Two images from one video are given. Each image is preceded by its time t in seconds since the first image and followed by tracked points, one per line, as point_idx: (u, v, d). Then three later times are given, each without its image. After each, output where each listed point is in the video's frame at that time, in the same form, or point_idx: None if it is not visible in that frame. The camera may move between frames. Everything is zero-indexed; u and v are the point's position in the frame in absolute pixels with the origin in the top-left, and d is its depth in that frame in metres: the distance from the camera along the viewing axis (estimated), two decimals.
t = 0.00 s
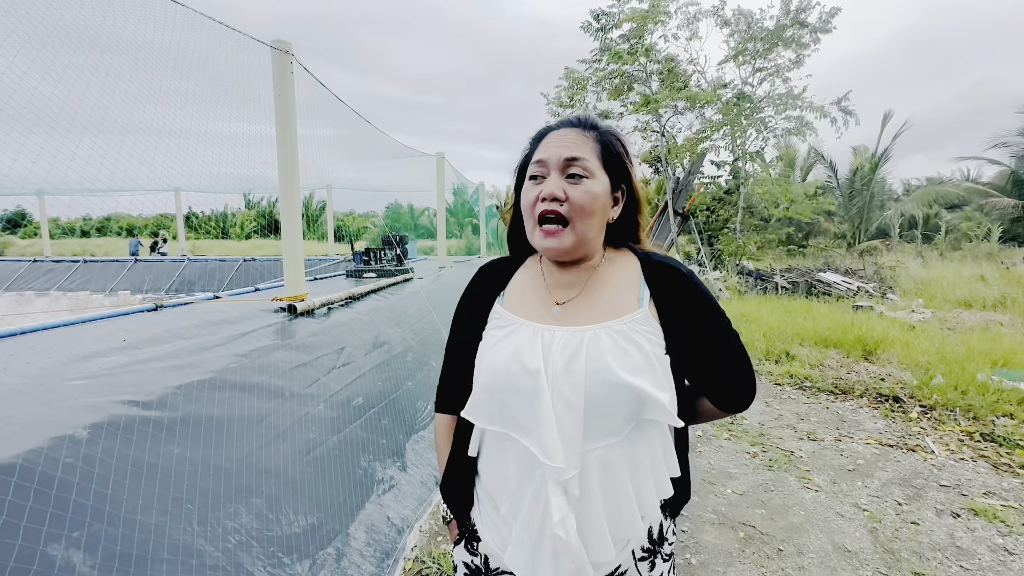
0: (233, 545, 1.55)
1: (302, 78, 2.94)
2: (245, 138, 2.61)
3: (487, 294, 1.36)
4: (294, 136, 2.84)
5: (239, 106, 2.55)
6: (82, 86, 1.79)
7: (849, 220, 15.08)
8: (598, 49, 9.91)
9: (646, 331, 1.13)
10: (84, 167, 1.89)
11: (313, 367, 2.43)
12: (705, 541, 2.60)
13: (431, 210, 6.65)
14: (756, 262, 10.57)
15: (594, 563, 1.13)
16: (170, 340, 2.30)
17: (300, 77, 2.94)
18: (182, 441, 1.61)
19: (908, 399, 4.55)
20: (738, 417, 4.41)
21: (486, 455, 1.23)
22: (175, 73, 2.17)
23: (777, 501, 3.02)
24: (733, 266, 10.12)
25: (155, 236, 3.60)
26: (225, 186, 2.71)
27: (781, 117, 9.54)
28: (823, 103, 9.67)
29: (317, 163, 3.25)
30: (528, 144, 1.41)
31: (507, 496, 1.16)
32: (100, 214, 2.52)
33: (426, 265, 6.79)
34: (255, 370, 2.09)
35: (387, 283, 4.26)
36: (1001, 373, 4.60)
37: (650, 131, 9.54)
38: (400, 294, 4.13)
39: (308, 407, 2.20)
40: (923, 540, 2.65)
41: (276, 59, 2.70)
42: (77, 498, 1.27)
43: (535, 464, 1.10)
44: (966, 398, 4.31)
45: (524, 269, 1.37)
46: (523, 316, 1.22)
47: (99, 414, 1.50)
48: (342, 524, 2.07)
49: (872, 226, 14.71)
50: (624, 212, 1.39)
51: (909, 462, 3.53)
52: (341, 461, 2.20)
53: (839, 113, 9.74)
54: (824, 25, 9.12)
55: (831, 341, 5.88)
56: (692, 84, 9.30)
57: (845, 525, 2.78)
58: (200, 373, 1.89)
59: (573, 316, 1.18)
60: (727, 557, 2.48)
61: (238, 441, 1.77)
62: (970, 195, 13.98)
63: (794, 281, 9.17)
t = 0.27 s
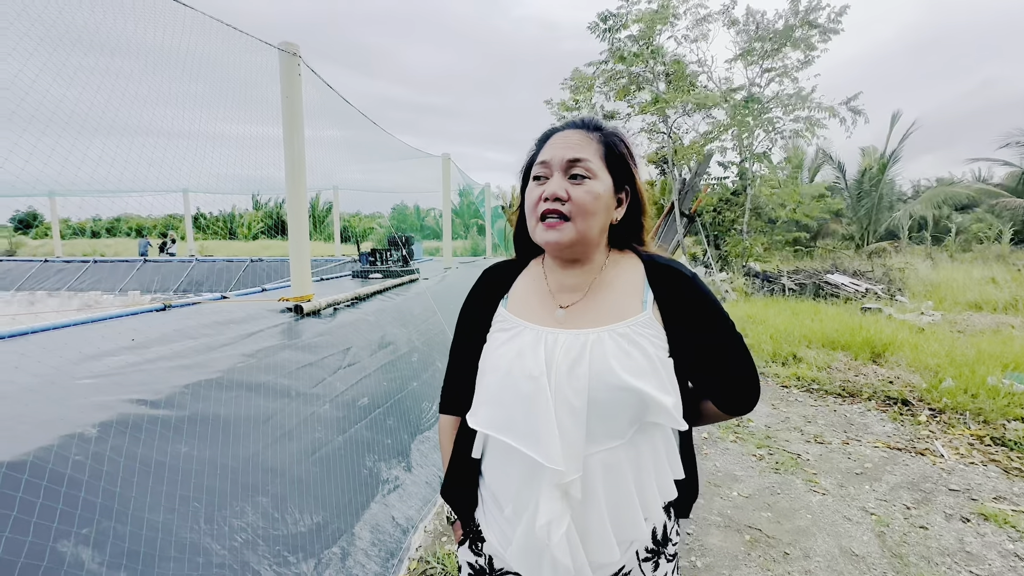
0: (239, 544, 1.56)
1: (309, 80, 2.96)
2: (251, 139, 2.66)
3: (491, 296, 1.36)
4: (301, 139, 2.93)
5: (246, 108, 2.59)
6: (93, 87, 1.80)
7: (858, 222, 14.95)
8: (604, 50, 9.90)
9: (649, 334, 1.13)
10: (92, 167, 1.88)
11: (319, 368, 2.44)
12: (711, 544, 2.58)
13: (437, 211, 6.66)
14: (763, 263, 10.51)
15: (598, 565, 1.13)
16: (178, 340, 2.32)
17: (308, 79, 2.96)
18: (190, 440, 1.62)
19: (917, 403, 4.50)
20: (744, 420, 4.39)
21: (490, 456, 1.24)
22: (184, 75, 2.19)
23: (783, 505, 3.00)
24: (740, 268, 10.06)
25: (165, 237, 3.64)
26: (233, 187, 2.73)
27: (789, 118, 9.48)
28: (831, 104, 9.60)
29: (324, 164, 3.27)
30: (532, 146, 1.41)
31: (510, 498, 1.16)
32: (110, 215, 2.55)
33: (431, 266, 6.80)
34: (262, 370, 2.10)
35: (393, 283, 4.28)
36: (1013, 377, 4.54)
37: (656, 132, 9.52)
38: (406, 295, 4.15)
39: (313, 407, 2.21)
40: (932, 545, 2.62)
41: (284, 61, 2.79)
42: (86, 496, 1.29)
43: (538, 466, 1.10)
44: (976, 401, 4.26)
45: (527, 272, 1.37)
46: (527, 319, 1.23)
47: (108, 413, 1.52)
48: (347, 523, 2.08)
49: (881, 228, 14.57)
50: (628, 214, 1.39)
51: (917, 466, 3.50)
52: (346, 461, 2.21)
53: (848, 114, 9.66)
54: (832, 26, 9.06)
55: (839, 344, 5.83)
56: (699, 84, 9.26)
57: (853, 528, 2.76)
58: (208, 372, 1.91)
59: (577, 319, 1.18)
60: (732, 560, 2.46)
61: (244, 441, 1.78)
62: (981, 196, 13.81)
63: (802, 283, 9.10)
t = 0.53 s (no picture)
0: (244, 542, 1.57)
1: (315, 81, 2.97)
2: (259, 140, 2.66)
3: (492, 297, 1.37)
4: (306, 140, 2.86)
5: (254, 109, 2.59)
6: (104, 88, 1.83)
7: (865, 222, 14.84)
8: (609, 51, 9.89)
9: (648, 335, 1.13)
10: (96, 167, 1.92)
11: (324, 367, 2.45)
12: (715, 545, 2.58)
13: (442, 211, 6.67)
14: (769, 264, 10.46)
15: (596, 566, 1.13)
16: (184, 339, 2.34)
17: (313, 80, 2.97)
18: (195, 439, 1.64)
19: (924, 405, 4.47)
20: (749, 421, 4.37)
21: (489, 456, 1.24)
22: (193, 76, 2.21)
23: (788, 506, 2.98)
24: (745, 269, 10.01)
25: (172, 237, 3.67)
26: (238, 187, 2.75)
27: (795, 118, 9.43)
28: (837, 103, 9.54)
29: (329, 164, 3.28)
30: (533, 147, 1.41)
31: (509, 498, 1.16)
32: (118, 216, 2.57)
33: (436, 266, 6.81)
34: (267, 369, 2.12)
35: (398, 284, 4.29)
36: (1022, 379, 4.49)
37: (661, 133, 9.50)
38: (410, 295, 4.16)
39: (318, 406, 2.22)
40: (939, 548, 2.60)
41: (290, 62, 2.74)
42: (94, 493, 1.30)
43: (536, 466, 1.10)
44: (985, 404, 4.22)
45: (528, 272, 1.37)
46: (527, 319, 1.23)
47: (115, 411, 1.53)
48: (351, 522, 2.09)
49: (888, 228, 14.46)
50: (630, 214, 1.39)
51: (925, 469, 3.47)
52: (350, 460, 2.22)
53: (854, 114, 9.60)
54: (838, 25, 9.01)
55: (845, 345, 5.79)
56: (704, 85, 9.24)
57: (858, 531, 2.74)
58: (213, 372, 1.92)
59: (576, 320, 1.18)
60: (736, 562, 2.45)
61: (249, 440, 1.79)
62: (990, 197, 13.68)
63: (808, 284, 9.05)
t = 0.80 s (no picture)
0: (248, 540, 1.57)
1: (319, 82, 2.98)
2: (263, 141, 2.68)
3: (491, 296, 1.37)
4: (310, 140, 2.92)
5: (258, 110, 2.61)
6: (109, 89, 1.84)
7: (870, 222, 14.77)
8: (612, 51, 9.88)
9: (645, 335, 1.12)
10: (102, 168, 1.93)
11: (327, 367, 2.46)
12: (718, 546, 2.57)
13: (445, 211, 6.68)
14: (773, 264, 10.42)
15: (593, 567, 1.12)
16: (188, 339, 2.35)
17: (317, 80, 2.98)
18: (200, 437, 1.65)
19: (929, 406, 4.44)
20: (753, 422, 4.35)
21: (487, 457, 1.24)
22: (198, 77, 2.22)
23: (792, 508, 2.97)
24: (749, 269, 9.98)
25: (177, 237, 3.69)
26: (243, 187, 2.77)
27: (799, 117, 9.40)
28: (841, 103, 9.50)
29: (333, 164, 3.29)
30: (534, 146, 1.41)
31: (506, 498, 1.16)
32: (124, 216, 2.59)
33: (439, 266, 6.83)
34: (271, 369, 2.12)
35: (401, 284, 4.29)
36: None
37: (664, 133, 9.48)
38: (413, 295, 4.17)
39: (321, 406, 2.23)
40: (944, 550, 2.58)
41: (294, 62, 2.80)
42: (98, 492, 1.31)
43: (532, 467, 1.10)
44: (991, 405, 4.19)
45: (527, 272, 1.37)
46: (524, 319, 1.23)
47: (120, 410, 1.54)
48: (354, 522, 2.09)
49: (893, 228, 14.38)
50: (629, 214, 1.38)
51: (930, 470, 3.45)
52: (354, 460, 2.23)
53: (859, 113, 9.57)
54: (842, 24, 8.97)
55: (850, 346, 5.76)
56: (707, 84, 9.22)
57: (863, 533, 2.72)
58: (217, 371, 1.93)
59: (573, 320, 1.17)
60: (740, 563, 2.44)
61: (253, 439, 1.80)
62: (996, 196, 13.58)
63: (812, 284, 9.01)
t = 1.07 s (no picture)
0: (250, 540, 1.58)
1: (320, 81, 2.98)
2: (265, 141, 2.68)
3: (489, 296, 1.37)
4: (312, 140, 2.93)
5: (260, 109, 2.61)
6: (112, 90, 1.84)
7: (873, 222, 14.73)
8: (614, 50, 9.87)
9: (642, 334, 1.12)
10: (106, 168, 1.93)
11: (329, 367, 2.46)
12: (721, 547, 2.56)
13: (447, 211, 6.68)
14: (775, 264, 10.40)
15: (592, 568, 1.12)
16: (191, 339, 2.36)
17: (319, 80, 2.98)
18: (202, 437, 1.65)
19: (932, 406, 4.43)
20: (755, 422, 4.34)
21: (485, 457, 1.24)
22: (200, 77, 2.22)
23: (795, 508, 2.96)
24: (751, 269, 9.96)
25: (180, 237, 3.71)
26: (245, 188, 2.77)
27: (801, 117, 9.37)
28: (844, 102, 9.47)
29: (335, 164, 3.29)
30: (533, 145, 1.41)
31: (505, 499, 1.16)
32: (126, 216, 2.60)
33: (441, 266, 6.83)
34: (273, 369, 2.13)
35: (403, 284, 4.29)
36: None
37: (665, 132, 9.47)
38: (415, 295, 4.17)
39: (323, 405, 2.23)
40: (947, 551, 2.57)
41: (295, 63, 2.81)
42: (101, 491, 1.31)
43: (529, 466, 1.10)
44: (995, 405, 4.17)
45: (525, 272, 1.37)
46: (522, 320, 1.23)
47: (123, 409, 1.54)
48: (356, 522, 2.10)
49: (896, 228, 14.33)
50: (627, 214, 1.38)
51: (933, 471, 3.43)
52: (355, 460, 2.23)
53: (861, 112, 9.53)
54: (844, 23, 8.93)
55: (853, 346, 5.74)
56: (709, 84, 9.20)
57: (865, 533, 2.72)
58: (220, 371, 1.93)
59: (570, 320, 1.17)
60: (742, 564, 2.44)
61: (254, 439, 1.80)
62: (1000, 196, 13.52)
63: (815, 284, 8.98)
